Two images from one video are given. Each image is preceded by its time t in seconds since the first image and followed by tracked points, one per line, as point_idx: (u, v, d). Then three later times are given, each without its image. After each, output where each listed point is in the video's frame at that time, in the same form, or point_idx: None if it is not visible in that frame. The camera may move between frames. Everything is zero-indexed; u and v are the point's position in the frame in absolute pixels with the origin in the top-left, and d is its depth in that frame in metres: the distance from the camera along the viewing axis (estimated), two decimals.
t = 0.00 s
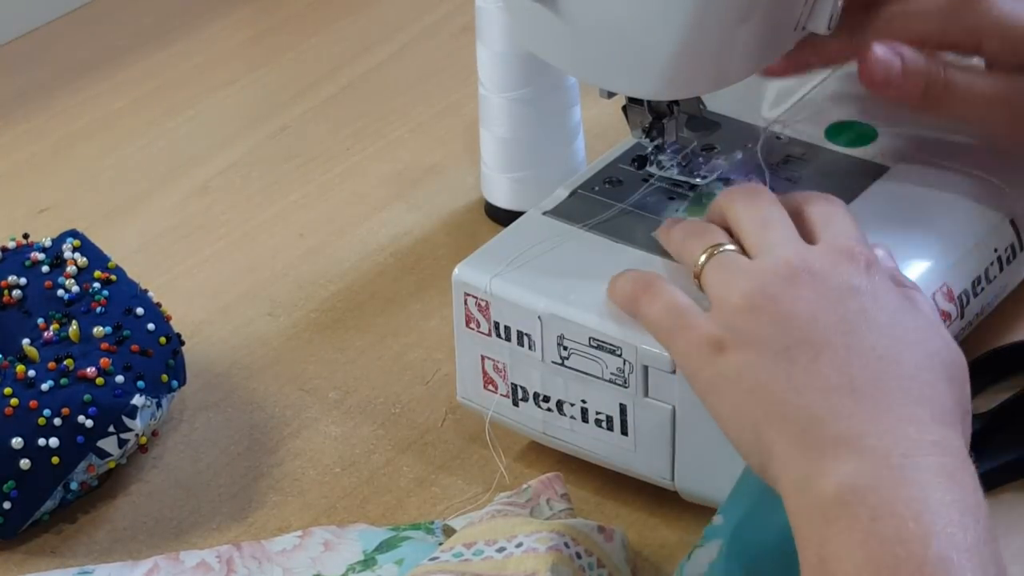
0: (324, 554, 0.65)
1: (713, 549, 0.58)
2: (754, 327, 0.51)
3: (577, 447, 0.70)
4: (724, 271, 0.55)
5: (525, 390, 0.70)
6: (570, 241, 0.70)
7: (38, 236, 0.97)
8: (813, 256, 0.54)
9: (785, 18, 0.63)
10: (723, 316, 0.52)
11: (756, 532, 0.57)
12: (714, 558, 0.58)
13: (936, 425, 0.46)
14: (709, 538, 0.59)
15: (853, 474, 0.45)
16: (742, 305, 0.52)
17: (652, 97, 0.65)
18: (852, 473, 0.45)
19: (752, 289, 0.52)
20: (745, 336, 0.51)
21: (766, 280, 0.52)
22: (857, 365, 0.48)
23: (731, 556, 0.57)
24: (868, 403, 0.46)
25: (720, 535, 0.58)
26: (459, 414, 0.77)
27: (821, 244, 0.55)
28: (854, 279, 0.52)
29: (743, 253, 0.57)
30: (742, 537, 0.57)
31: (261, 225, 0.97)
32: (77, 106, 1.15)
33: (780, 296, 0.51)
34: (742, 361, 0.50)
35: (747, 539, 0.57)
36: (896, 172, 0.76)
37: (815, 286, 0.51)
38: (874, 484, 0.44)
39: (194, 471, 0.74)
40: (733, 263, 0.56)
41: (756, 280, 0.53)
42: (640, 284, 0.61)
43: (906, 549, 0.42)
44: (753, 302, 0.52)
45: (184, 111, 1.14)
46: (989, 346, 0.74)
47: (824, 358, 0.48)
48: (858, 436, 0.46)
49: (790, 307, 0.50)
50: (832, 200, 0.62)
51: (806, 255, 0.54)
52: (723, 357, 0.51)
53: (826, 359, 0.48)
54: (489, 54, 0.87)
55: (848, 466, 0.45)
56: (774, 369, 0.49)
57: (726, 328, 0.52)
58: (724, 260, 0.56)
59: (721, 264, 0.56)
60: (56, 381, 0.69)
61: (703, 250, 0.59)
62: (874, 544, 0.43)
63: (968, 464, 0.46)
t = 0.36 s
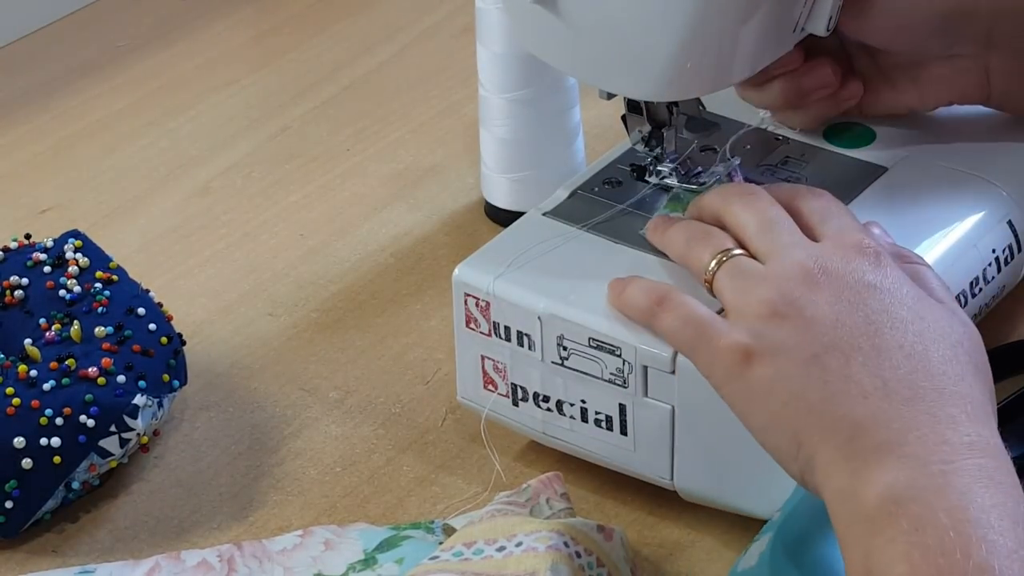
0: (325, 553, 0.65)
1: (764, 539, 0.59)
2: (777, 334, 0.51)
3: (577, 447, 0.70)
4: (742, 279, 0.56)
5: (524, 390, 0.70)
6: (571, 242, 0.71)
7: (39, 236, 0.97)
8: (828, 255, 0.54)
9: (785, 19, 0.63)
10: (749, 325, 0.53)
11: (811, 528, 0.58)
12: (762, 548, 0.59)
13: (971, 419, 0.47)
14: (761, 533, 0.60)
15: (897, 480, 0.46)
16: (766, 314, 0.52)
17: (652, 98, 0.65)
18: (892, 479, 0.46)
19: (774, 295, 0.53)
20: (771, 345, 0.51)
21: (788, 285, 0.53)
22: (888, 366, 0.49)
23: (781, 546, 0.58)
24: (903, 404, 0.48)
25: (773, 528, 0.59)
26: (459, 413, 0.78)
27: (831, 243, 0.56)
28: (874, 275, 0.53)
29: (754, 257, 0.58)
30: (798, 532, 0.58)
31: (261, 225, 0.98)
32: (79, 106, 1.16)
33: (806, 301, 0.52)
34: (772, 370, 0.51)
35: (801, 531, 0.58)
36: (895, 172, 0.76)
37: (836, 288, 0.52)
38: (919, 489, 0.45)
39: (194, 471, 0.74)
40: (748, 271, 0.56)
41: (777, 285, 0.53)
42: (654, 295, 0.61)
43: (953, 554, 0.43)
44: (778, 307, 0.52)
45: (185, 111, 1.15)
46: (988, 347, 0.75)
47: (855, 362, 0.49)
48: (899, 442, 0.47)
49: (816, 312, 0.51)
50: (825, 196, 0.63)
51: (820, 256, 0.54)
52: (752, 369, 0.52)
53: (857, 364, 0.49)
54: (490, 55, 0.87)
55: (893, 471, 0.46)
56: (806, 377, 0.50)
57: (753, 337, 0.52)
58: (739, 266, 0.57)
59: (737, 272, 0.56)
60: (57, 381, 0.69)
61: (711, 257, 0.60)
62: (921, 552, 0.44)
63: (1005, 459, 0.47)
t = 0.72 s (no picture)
0: (325, 554, 0.65)
1: (762, 539, 0.59)
2: (780, 335, 0.51)
3: (577, 447, 0.70)
4: (746, 277, 0.55)
5: (524, 390, 0.70)
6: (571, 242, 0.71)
7: (39, 236, 0.97)
8: (830, 255, 0.54)
9: (785, 19, 0.63)
10: (751, 324, 0.53)
11: (810, 530, 0.58)
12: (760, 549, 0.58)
13: (972, 420, 0.47)
14: (760, 531, 0.59)
15: (900, 482, 0.46)
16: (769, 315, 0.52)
17: (652, 98, 0.65)
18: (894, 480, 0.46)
19: (777, 297, 0.52)
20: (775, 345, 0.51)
21: (792, 285, 0.53)
22: (890, 368, 0.49)
23: (780, 548, 0.58)
24: (905, 406, 0.47)
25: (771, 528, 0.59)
26: (459, 413, 0.78)
27: (833, 243, 0.56)
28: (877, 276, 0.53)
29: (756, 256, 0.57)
30: (797, 535, 0.58)
31: (262, 225, 0.98)
32: (79, 107, 1.16)
33: (808, 302, 0.52)
34: (773, 372, 0.51)
35: (800, 534, 0.58)
36: (894, 173, 0.76)
37: (838, 288, 0.52)
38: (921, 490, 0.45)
39: (194, 471, 0.74)
40: (753, 269, 0.55)
41: (779, 286, 0.53)
42: (659, 293, 0.60)
43: (954, 556, 0.43)
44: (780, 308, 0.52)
45: (185, 112, 1.15)
46: (989, 347, 0.75)
47: (857, 364, 0.49)
48: (901, 443, 0.47)
49: (818, 312, 0.51)
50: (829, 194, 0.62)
51: (823, 256, 0.54)
52: (754, 369, 0.52)
53: (859, 365, 0.49)
54: (490, 55, 0.87)
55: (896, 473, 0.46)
56: (807, 377, 0.50)
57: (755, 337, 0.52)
58: (742, 265, 0.56)
59: (740, 271, 0.56)
60: (57, 381, 0.69)
61: (714, 257, 0.59)
62: (923, 554, 0.44)
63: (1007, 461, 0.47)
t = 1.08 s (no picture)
0: (325, 554, 0.65)
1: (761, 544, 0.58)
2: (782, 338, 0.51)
3: (577, 447, 0.70)
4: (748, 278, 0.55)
5: (524, 390, 0.70)
6: (572, 242, 0.71)
7: (39, 236, 0.97)
8: (831, 257, 0.54)
9: (786, 19, 0.63)
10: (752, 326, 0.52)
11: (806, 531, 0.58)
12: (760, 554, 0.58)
13: (976, 422, 0.47)
14: (760, 532, 0.60)
15: (901, 485, 0.46)
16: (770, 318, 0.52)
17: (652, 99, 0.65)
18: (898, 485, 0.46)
19: (778, 299, 0.52)
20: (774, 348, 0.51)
21: (792, 288, 0.52)
22: (892, 370, 0.48)
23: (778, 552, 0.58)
24: (907, 409, 0.47)
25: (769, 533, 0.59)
26: (459, 413, 0.78)
27: (834, 244, 0.55)
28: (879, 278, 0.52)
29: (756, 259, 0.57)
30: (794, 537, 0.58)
31: (262, 225, 0.98)
32: (79, 106, 1.16)
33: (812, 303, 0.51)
34: (773, 374, 0.51)
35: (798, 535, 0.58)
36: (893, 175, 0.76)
37: (839, 290, 0.52)
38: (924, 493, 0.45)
39: (194, 471, 0.74)
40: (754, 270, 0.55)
41: (780, 288, 0.52)
42: (659, 296, 0.60)
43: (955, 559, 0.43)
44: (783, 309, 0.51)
45: (184, 112, 1.15)
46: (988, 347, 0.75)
47: (859, 366, 0.49)
48: (903, 446, 0.46)
49: (819, 315, 0.51)
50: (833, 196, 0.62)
51: (826, 258, 0.54)
52: (754, 370, 0.52)
53: (860, 367, 0.49)
54: (490, 54, 0.87)
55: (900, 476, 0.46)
56: (808, 379, 0.49)
57: (755, 340, 0.52)
58: (742, 268, 0.56)
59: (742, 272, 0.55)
60: (57, 381, 0.69)
61: (714, 259, 0.59)
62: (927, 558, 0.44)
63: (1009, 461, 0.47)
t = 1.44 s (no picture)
0: (324, 554, 0.65)
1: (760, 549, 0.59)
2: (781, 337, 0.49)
3: (578, 447, 0.70)
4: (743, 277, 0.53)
5: (524, 390, 0.70)
6: (571, 242, 0.71)
7: (39, 236, 0.97)
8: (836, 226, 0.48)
9: (785, 19, 0.63)
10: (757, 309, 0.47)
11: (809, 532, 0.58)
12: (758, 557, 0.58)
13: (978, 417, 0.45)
14: (762, 532, 0.60)
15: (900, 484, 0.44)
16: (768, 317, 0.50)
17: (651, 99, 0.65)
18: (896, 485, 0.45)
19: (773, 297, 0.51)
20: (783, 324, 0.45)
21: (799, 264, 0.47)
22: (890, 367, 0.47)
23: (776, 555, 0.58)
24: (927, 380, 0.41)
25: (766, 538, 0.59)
26: (459, 413, 0.78)
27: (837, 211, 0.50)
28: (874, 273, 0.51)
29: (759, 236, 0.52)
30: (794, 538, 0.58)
31: (262, 225, 0.98)
32: (79, 106, 1.16)
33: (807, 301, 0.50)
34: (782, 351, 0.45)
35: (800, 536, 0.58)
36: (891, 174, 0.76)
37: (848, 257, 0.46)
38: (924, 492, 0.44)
39: (194, 471, 0.74)
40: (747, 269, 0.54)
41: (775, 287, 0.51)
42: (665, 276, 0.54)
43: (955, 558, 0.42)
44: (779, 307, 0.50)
45: (185, 112, 1.15)
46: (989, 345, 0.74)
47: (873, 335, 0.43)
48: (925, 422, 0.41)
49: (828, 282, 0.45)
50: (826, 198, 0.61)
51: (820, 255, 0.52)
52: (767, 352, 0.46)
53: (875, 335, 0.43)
54: (489, 54, 0.87)
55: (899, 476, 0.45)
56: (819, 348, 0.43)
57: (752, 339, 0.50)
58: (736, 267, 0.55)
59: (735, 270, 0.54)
60: (57, 381, 0.69)
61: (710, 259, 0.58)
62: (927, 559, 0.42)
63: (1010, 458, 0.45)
